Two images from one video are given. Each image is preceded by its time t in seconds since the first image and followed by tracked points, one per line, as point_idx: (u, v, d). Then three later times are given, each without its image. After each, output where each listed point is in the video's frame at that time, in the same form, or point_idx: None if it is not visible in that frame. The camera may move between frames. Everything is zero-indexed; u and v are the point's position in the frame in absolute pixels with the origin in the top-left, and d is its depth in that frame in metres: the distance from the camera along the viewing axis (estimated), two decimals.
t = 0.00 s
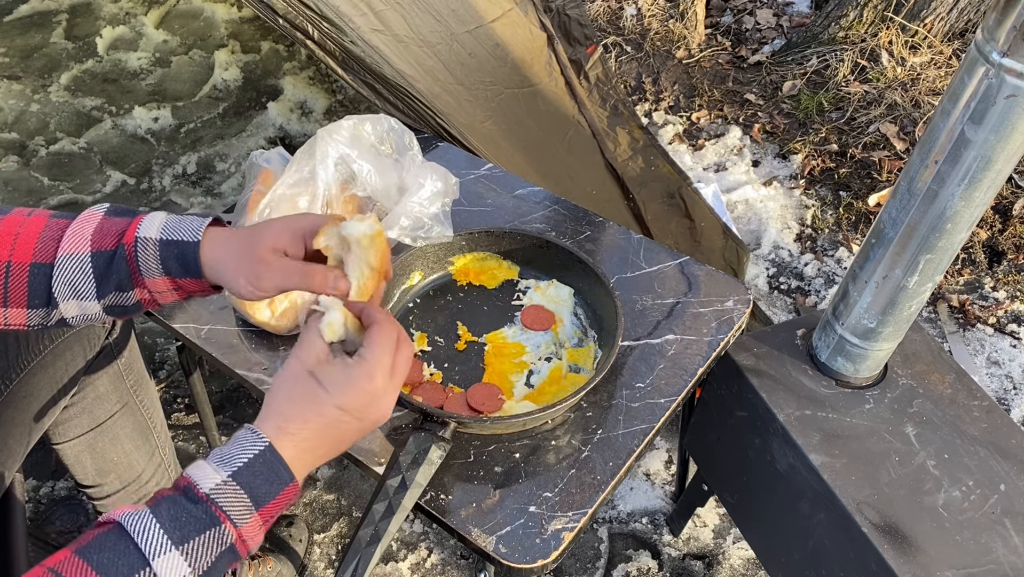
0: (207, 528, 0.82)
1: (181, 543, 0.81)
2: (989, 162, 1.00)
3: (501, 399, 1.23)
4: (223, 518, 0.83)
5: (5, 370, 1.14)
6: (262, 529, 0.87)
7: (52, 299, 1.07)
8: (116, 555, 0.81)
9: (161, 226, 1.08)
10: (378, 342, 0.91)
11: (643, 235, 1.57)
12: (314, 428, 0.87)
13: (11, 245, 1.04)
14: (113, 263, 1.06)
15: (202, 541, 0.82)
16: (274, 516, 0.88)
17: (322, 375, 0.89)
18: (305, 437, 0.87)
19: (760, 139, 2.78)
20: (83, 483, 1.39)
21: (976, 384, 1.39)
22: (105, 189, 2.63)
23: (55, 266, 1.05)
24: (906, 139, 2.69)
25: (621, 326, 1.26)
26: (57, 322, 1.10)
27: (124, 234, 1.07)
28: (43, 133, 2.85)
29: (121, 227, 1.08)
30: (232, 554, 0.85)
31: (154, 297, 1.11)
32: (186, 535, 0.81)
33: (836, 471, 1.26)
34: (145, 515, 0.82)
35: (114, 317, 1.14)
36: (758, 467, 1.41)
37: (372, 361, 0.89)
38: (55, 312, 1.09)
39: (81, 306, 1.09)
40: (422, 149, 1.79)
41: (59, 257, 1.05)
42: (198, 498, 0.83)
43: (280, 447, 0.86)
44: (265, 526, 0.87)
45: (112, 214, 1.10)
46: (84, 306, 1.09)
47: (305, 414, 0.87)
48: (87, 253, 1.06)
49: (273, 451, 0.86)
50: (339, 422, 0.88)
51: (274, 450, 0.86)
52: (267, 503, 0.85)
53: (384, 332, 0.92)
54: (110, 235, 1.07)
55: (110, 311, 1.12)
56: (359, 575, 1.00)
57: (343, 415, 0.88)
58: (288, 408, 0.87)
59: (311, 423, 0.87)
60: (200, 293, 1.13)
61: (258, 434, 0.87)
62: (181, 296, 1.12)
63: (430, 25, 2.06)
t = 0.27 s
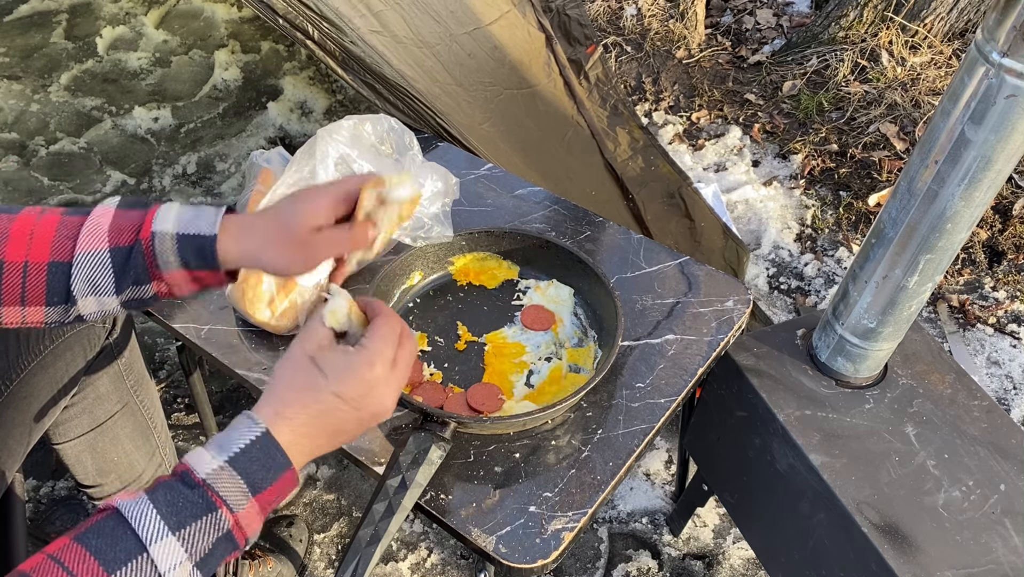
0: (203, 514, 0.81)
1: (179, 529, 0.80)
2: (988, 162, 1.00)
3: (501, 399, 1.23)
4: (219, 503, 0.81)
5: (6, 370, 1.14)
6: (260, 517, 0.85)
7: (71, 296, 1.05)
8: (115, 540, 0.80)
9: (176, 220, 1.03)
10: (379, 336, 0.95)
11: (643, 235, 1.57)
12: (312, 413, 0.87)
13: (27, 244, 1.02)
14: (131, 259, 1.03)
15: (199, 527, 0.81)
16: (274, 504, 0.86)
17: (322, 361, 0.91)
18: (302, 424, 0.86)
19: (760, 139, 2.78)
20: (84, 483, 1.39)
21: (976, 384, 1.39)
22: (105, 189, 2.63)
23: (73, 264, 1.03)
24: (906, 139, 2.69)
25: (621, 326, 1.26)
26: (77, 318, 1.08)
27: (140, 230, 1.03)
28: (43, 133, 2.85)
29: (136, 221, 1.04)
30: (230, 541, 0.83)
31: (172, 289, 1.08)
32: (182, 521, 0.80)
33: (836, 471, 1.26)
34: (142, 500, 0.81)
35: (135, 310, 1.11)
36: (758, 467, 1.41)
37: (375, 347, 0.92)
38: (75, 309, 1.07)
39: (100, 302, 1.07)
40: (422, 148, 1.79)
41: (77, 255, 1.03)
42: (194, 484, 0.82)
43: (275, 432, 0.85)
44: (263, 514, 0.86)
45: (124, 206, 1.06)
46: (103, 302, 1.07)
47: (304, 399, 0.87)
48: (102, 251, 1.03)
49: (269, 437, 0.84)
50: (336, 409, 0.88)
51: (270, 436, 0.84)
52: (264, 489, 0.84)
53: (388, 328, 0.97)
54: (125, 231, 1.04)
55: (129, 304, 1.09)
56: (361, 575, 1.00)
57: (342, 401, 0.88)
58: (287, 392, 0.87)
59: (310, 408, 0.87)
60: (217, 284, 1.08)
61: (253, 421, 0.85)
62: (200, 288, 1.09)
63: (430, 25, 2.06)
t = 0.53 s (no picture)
0: (256, 569, 0.81)
1: None
2: (988, 162, 1.00)
3: (501, 400, 1.25)
4: (273, 561, 0.82)
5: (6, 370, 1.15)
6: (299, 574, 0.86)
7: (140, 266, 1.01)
8: None
9: (254, 201, 1.02)
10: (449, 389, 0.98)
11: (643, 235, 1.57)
12: (378, 456, 0.91)
13: (100, 214, 0.96)
14: (208, 234, 1.01)
15: None
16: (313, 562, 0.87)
17: (391, 410, 0.95)
18: (368, 467, 0.90)
19: (760, 139, 2.78)
20: (84, 483, 1.39)
21: (975, 384, 1.39)
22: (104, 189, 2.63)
23: (148, 237, 0.99)
24: (906, 139, 2.69)
25: (621, 326, 1.26)
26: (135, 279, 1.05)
27: (217, 206, 1.00)
28: (43, 133, 2.85)
29: (211, 195, 1.00)
30: None
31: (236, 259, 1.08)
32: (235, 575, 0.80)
33: (836, 471, 1.26)
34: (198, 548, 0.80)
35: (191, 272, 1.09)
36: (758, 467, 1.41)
37: (445, 403, 0.96)
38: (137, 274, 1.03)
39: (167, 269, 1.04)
40: (422, 149, 1.80)
41: (153, 228, 0.98)
42: (252, 537, 0.82)
43: (342, 472, 0.89)
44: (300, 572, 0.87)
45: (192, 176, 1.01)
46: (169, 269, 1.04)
47: (371, 441, 0.92)
48: (180, 225, 0.99)
49: (336, 480, 0.88)
50: (400, 455, 0.92)
51: (335, 475, 0.88)
52: (316, 549, 0.85)
53: (459, 385, 1.00)
54: (201, 206, 1.00)
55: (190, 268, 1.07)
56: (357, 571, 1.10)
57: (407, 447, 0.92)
58: (355, 434, 0.92)
59: (376, 450, 0.91)
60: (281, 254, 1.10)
61: (316, 467, 0.89)
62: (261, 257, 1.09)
63: (429, 26, 2.06)
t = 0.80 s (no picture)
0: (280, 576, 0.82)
1: None
2: (988, 162, 1.00)
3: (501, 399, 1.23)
4: (296, 569, 0.83)
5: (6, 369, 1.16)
6: None
7: (198, 275, 1.07)
8: None
9: (311, 224, 1.05)
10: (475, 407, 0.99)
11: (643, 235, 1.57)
12: (399, 465, 0.91)
13: (166, 229, 1.01)
14: (264, 253, 1.05)
15: None
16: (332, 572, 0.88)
17: (417, 423, 0.96)
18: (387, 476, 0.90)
19: (760, 139, 2.78)
20: (84, 483, 1.38)
21: (976, 384, 1.39)
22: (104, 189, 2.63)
23: (210, 253, 1.04)
24: (906, 139, 2.69)
25: (621, 326, 1.27)
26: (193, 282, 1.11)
27: (275, 228, 1.04)
28: (43, 133, 2.85)
29: (270, 216, 1.04)
30: None
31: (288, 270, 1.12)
32: None
33: (836, 471, 1.26)
34: (225, 553, 0.80)
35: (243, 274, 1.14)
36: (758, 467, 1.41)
37: (472, 419, 0.97)
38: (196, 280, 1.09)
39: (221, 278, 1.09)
40: (422, 148, 1.80)
41: (214, 246, 1.03)
42: (277, 544, 0.83)
43: (360, 479, 0.89)
44: None
45: (253, 194, 1.04)
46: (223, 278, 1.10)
47: (394, 449, 0.93)
48: (238, 244, 1.04)
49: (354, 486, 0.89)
50: (420, 465, 0.92)
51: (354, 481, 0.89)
52: (338, 560, 0.86)
53: (488, 401, 1.01)
54: (259, 226, 1.04)
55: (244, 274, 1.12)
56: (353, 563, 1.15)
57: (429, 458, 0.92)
58: (378, 444, 0.93)
59: (397, 458, 0.92)
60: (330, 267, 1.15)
61: (340, 475, 0.90)
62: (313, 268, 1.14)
63: (430, 25, 2.05)
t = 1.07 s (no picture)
0: (297, 548, 0.83)
1: (272, 561, 0.82)
2: (988, 162, 1.00)
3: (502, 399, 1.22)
4: (312, 540, 0.84)
5: (8, 369, 1.15)
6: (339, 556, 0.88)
7: (167, 275, 1.09)
8: (209, 565, 0.81)
9: (276, 222, 1.07)
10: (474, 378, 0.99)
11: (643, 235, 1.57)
12: (405, 441, 0.91)
13: (136, 223, 1.06)
14: (228, 252, 1.07)
15: (292, 559, 0.83)
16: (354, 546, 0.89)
17: (419, 399, 0.96)
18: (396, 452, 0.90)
19: (760, 139, 2.78)
20: (84, 483, 1.38)
21: (975, 384, 1.39)
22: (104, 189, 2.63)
23: (175, 248, 1.07)
24: (906, 139, 2.69)
25: (621, 326, 1.27)
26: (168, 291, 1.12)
27: (241, 225, 1.07)
28: (43, 133, 2.85)
29: (237, 214, 1.08)
30: None
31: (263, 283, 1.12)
32: (277, 553, 0.82)
33: (836, 471, 1.26)
34: (242, 529, 0.82)
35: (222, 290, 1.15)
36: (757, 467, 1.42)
37: (471, 388, 0.97)
38: (167, 285, 1.11)
39: (192, 283, 1.10)
40: (422, 149, 1.80)
41: (178, 241, 1.07)
42: (291, 516, 0.84)
43: (369, 458, 0.89)
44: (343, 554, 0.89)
45: (224, 196, 1.09)
46: (194, 284, 1.10)
47: (398, 426, 0.92)
48: (203, 240, 1.07)
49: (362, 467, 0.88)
50: (426, 438, 0.92)
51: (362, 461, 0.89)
52: (354, 531, 0.86)
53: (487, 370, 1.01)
54: (226, 224, 1.07)
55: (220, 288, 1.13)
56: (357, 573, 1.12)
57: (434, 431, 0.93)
58: (382, 424, 0.93)
59: (402, 435, 0.92)
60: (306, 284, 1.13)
61: (349, 457, 0.89)
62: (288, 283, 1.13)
63: (430, 25, 2.06)
